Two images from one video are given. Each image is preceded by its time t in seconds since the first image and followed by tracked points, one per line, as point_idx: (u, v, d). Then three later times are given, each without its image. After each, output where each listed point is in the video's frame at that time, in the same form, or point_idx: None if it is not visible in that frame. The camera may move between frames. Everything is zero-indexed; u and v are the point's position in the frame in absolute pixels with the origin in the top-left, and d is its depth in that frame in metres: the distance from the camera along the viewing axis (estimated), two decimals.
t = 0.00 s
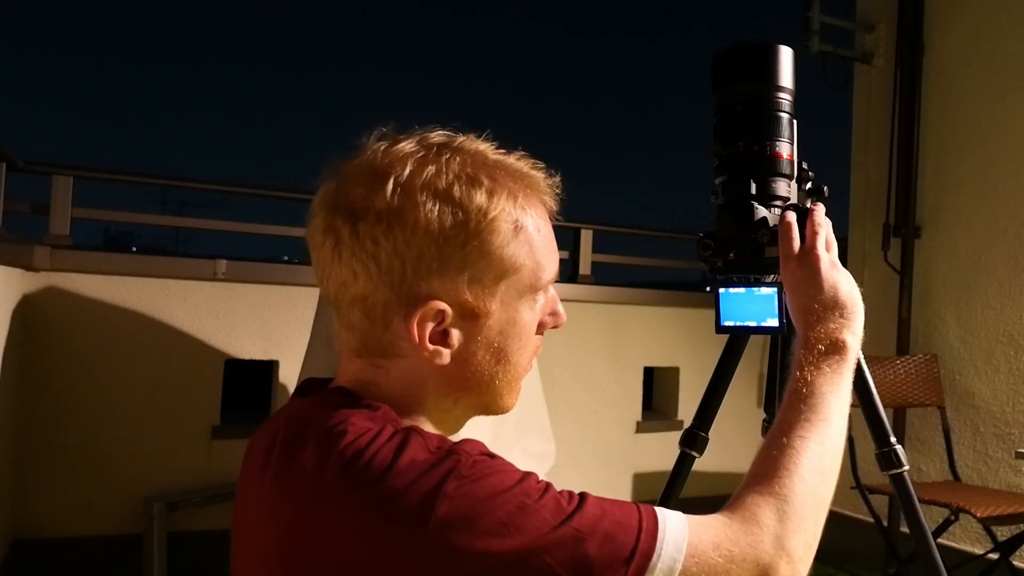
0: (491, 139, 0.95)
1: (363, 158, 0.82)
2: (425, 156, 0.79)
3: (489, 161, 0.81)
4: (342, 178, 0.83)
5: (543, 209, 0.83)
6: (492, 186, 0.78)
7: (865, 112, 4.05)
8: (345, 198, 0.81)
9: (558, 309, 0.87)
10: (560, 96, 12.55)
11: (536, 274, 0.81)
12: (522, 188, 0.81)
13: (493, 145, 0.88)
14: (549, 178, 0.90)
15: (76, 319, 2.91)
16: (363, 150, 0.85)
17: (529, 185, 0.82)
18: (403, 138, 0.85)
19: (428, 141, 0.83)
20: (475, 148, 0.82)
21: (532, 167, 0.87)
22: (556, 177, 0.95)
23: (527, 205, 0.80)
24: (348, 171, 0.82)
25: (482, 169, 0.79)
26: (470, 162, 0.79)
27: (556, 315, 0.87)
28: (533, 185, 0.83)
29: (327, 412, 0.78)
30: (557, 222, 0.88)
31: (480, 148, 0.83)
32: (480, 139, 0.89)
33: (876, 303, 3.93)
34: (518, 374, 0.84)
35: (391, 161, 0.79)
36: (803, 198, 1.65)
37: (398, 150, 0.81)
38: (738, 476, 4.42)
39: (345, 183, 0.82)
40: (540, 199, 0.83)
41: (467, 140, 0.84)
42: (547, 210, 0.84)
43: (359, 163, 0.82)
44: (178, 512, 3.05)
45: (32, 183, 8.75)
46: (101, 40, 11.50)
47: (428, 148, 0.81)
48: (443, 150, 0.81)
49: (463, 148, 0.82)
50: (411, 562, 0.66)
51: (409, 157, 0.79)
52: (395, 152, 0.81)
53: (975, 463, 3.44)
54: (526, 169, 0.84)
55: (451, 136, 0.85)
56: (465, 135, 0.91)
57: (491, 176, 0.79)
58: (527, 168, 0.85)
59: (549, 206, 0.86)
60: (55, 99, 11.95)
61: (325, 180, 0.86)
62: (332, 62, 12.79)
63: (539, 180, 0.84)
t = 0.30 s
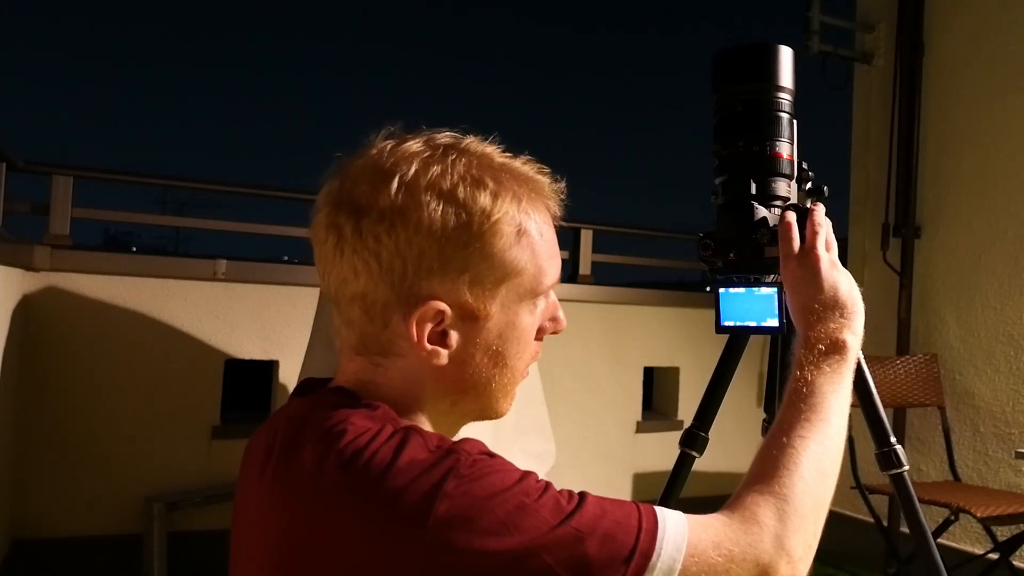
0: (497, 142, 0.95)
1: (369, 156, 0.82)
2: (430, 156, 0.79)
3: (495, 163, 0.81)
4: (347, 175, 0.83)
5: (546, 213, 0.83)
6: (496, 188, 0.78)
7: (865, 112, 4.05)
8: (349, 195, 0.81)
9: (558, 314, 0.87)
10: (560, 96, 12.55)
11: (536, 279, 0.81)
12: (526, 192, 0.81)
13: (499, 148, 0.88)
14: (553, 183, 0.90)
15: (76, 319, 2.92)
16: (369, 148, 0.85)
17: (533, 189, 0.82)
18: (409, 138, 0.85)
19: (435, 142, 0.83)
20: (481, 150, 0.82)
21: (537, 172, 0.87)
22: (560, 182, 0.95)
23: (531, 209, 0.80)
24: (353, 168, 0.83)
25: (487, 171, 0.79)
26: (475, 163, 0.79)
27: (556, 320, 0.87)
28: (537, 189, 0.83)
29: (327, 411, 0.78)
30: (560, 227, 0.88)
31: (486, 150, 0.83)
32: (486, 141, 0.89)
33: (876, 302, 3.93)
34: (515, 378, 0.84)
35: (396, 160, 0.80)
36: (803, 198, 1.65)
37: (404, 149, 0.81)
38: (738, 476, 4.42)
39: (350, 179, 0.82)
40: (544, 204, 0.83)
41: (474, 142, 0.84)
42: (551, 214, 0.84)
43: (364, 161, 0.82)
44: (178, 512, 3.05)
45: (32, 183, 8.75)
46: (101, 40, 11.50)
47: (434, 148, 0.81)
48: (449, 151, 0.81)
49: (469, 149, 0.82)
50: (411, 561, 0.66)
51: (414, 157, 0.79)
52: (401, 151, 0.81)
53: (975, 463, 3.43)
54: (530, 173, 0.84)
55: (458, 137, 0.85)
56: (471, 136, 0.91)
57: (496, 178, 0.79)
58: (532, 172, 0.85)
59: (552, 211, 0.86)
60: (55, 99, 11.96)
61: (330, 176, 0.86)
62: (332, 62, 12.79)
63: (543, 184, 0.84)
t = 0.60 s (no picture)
0: (497, 143, 0.95)
1: (369, 156, 0.82)
2: (430, 156, 0.79)
3: (495, 164, 0.81)
4: (347, 174, 0.83)
5: (546, 214, 0.83)
6: (496, 189, 0.78)
7: (865, 112, 4.05)
8: (349, 194, 0.81)
9: (558, 316, 0.87)
10: (559, 96, 12.55)
11: (536, 280, 0.81)
12: (526, 192, 0.81)
13: (500, 149, 0.88)
14: (555, 184, 0.90)
15: (77, 319, 2.92)
16: (370, 148, 0.85)
17: (533, 190, 0.82)
18: (410, 138, 0.85)
19: (436, 142, 0.83)
20: (480, 150, 0.82)
21: (538, 173, 0.87)
22: (561, 184, 0.95)
23: (531, 210, 0.80)
24: (353, 168, 0.83)
25: (486, 172, 0.79)
26: (475, 163, 0.79)
27: (557, 322, 0.87)
28: (537, 191, 0.83)
29: (328, 411, 0.78)
30: (561, 228, 0.88)
31: (487, 151, 0.83)
32: (487, 142, 0.89)
33: (876, 302, 3.93)
34: (514, 379, 0.84)
35: (396, 160, 0.80)
36: (803, 198, 1.65)
37: (404, 150, 0.81)
38: (738, 476, 4.43)
39: (350, 179, 0.82)
40: (544, 205, 0.83)
41: (475, 142, 0.84)
42: (551, 215, 0.84)
43: (365, 160, 0.82)
44: (178, 512, 3.05)
45: (32, 184, 8.75)
46: (101, 40, 11.47)
47: (435, 148, 0.81)
48: (449, 151, 0.81)
49: (469, 150, 0.82)
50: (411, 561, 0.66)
51: (414, 157, 0.79)
52: (402, 151, 0.81)
53: (975, 463, 3.44)
54: (531, 174, 0.84)
55: (458, 137, 0.85)
56: (471, 137, 0.91)
57: (496, 179, 0.79)
58: (533, 173, 0.85)
59: (553, 212, 0.86)
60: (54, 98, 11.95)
61: (331, 175, 0.86)
62: (332, 62, 12.79)
63: (543, 185, 0.85)
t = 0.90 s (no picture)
0: (497, 143, 0.95)
1: (369, 155, 0.82)
2: (430, 155, 0.80)
3: (494, 164, 0.81)
4: (347, 174, 0.83)
5: (546, 214, 0.83)
6: (494, 188, 0.78)
7: (866, 113, 4.05)
8: (349, 194, 0.81)
9: (558, 316, 0.87)
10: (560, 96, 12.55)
11: (536, 279, 0.81)
12: (524, 192, 0.81)
13: (499, 149, 0.89)
14: (554, 184, 0.90)
15: (77, 319, 2.92)
16: (369, 148, 0.85)
17: (533, 189, 0.82)
18: (410, 138, 0.85)
19: (435, 142, 0.83)
20: (480, 150, 0.82)
21: (537, 173, 0.87)
22: (561, 183, 0.95)
23: (531, 209, 0.80)
24: (353, 168, 0.83)
25: (485, 171, 0.79)
26: (474, 163, 0.79)
27: (556, 322, 0.87)
28: (536, 190, 0.83)
29: (329, 410, 0.78)
30: (560, 228, 0.88)
31: (486, 151, 0.83)
32: (487, 142, 0.89)
33: (875, 302, 3.93)
34: (515, 379, 0.84)
35: (396, 160, 0.80)
36: (803, 198, 1.65)
37: (403, 149, 0.81)
38: (738, 476, 4.42)
39: (350, 178, 0.82)
40: (543, 204, 0.83)
41: (474, 142, 0.84)
42: (550, 214, 0.84)
43: (365, 160, 0.82)
44: (178, 512, 3.05)
45: (32, 184, 8.76)
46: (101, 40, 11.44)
47: (434, 148, 0.81)
48: (448, 151, 0.81)
49: (468, 149, 0.82)
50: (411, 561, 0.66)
51: (413, 156, 0.79)
52: (401, 150, 0.81)
53: (974, 463, 3.44)
54: (530, 173, 0.84)
55: (458, 137, 0.85)
56: (471, 137, 0.91)
57: (495, 178, 0.79)
58: (533, 173, 0.85)
59: (552, 211, 0.86)
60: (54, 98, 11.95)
61: (331, 176, 0.86)
62: (332, 62, 12.78)
63: (542, 185, 0.84)
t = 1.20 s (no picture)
0: (496, 142, 0.95)
1: (366, 155, 0.82)
2: (426, 155, 0.80)
3: (490, 162, 0.81)
4: (344, 174, 0.83)
5: (543, 212, 0.83)
6: (491, 186, 0.78)
7: (866, 112, 4.05)
8: (346, 194, 0.81)
9: (557, 314, 0.87)
10: (560, 96, 12.56)
11: (534, 277, 0.81)
12: (522, 190, 0.81)
13: (496, 147, 0.89)
14: (552, 183, 0.90)
15: (77, 319, 2.92)
16: (366, 148, 0.85)
17: (530, 187, 0.82)
18: (406, 137, 0.85)
19: (432, 141, 0.83)
20: (477, 149, 0.82)
21: (534, 170, 0.87)
22: (559, 181, 0.95)
23: (527, 207, 0.80)
24: (351, 167, 0.83)
25: (482, 170, 0.79)
26: (471, 162, 0.80)
27: (556, 320, 0.87)
28: (534, 188, 0.83)
29: (329, 411, 0.78)
30: (558, 226, 0.88)
31: (482, 149, 0.83)
32: (484, 141, 0.89)
33: (875, 302, 3.93)
34: (515, 378, 0.84)
35: (392, 159, 0.80)
36: (803, 198, 1.65)
37: (400, 149, 0.81)
38: (738, 476, 4.42)
39: (347, 178, 0.82)
40: (541, 202, 0.83)
41: (470, 141, 0.84)
42: (548, 212, 0.84)
43: (362, 160, 0.82)
44: (178, 512, 3.05)
45: (33, 183, 8.76)
46: (100, 40, 11.33)
47: (430, 147, 0.81)
48: (444, 150, 0.81)
49: (465, 149, 0.82)
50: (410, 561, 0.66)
51: (410, 155, 0.79)
52: (398, 150, 0.81)
53: (974, 463, 3.44)
54: (527, 172, 0.84)
55: (455, 136, 0.85)
56: (469, 137, 0.91)
57: (491, 177, 0.79)
58: (530, 171, 0.85)
59: (550, 210, 0.85)
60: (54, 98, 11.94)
61: (329, 176, 0.86)
62: (332, 62, 12.78)
63: (540, 183, 0.84)
